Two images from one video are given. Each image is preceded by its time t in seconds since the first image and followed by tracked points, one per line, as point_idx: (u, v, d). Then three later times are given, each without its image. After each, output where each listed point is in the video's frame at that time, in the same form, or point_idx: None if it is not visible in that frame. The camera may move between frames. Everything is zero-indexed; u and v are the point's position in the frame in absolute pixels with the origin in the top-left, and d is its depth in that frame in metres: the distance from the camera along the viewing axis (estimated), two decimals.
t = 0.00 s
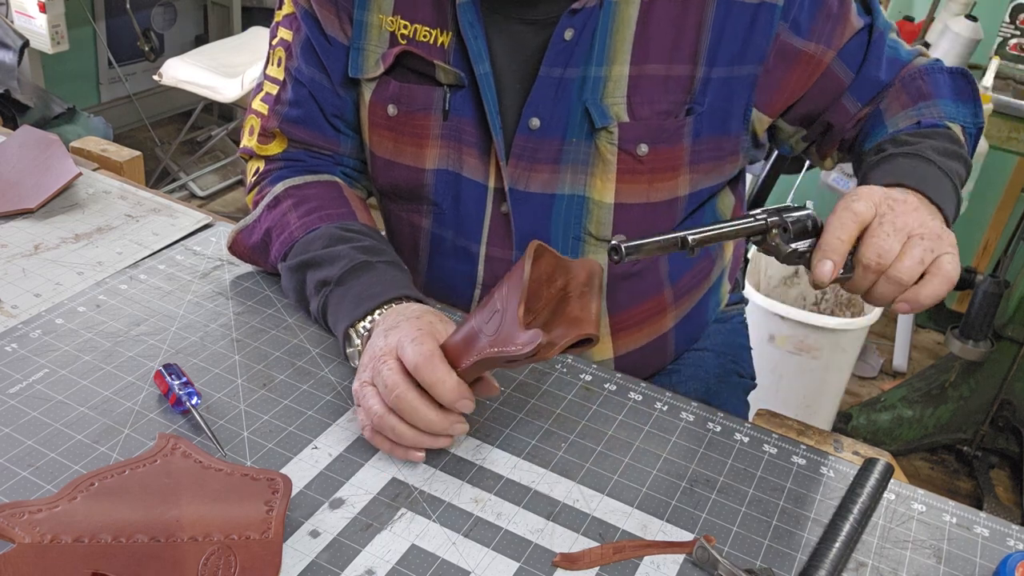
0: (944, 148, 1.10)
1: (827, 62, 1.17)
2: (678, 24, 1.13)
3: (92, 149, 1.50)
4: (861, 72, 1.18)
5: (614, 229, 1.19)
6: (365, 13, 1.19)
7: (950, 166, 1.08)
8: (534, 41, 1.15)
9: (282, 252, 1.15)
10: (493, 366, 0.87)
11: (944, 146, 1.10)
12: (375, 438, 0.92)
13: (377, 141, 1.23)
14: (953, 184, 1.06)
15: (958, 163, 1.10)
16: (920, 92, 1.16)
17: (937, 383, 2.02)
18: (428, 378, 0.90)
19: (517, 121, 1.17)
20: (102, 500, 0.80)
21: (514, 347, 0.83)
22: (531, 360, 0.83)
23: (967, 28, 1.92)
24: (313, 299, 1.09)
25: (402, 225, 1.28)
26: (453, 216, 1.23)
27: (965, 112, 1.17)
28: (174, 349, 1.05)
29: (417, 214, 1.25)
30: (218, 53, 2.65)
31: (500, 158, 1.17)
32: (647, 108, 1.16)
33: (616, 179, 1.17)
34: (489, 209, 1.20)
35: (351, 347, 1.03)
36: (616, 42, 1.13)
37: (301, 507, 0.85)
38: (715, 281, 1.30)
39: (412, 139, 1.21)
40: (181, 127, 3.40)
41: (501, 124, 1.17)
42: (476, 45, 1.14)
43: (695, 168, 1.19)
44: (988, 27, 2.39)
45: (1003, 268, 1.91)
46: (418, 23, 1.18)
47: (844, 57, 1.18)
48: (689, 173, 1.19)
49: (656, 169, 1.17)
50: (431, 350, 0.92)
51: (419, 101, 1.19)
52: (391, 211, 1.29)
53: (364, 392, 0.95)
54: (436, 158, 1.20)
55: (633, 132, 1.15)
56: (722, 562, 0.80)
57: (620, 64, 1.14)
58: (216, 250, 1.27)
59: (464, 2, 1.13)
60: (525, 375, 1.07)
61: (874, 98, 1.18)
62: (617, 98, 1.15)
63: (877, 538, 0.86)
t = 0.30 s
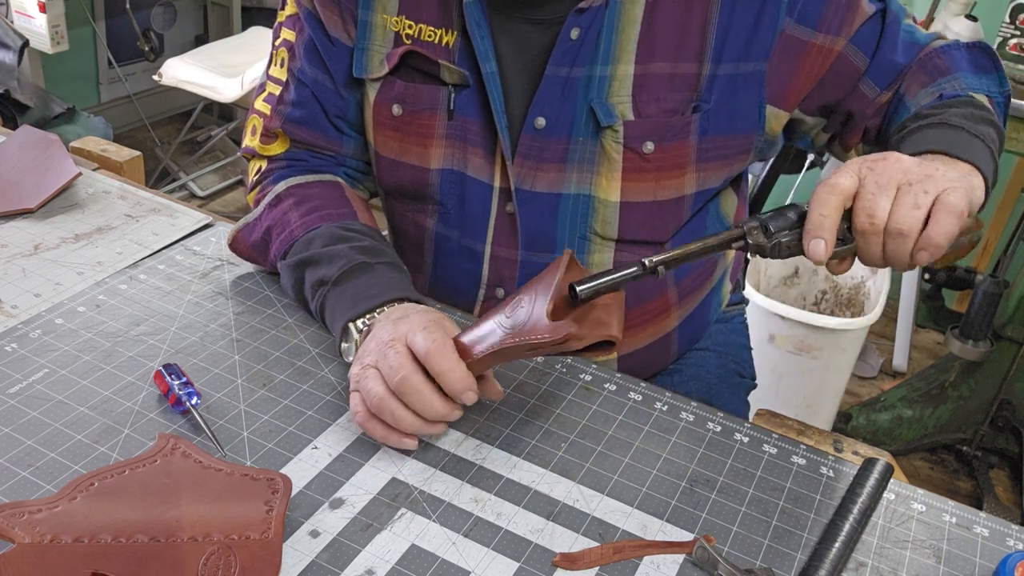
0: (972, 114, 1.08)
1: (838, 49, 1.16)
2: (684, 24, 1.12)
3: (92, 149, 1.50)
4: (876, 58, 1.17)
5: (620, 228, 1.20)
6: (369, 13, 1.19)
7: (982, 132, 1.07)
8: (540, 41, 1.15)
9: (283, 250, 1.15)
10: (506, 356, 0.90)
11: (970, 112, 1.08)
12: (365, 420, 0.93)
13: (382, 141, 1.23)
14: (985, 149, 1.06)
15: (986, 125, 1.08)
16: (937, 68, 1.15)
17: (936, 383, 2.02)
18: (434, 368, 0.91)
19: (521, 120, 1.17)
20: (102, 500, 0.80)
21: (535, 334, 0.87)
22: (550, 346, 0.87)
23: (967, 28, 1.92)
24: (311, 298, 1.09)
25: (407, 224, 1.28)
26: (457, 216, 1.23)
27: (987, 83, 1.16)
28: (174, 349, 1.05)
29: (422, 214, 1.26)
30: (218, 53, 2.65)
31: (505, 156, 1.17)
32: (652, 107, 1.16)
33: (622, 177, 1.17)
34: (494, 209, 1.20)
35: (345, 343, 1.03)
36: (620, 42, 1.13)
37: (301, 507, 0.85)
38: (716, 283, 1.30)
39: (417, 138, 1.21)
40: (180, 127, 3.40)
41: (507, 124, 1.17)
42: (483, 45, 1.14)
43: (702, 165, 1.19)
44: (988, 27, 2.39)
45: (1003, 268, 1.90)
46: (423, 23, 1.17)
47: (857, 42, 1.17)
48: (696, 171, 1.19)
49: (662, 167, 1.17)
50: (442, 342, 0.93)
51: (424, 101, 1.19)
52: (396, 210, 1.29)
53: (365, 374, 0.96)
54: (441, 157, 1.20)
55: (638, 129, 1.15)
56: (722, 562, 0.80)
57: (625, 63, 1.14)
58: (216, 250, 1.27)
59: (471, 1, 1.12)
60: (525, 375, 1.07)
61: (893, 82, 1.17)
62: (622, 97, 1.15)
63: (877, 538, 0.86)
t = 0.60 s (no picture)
0: (969, 110, 1.05)
1: (837, 43, 1.14)
2: (683, 24, 1.13)
3: (92, 149, 1.50)
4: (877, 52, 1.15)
5: (618, 228, 1.20)
6: (369, 13, 1.19)
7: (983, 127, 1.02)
8: (539, 41, 1.15)
9: (287, 247, 1.14)
10: (538, 354, 0.93)
11: (967, 110, 1.05)
12: (379, 406, 0.94)
13: (382, 140, 1.23)
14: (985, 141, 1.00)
15: (987, 120, 1.04)
16: (937, 67, 1.12)
17: (936, 384, 2.02)
18: (463, 361, 0.93)
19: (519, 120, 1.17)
20: (101, 500, 0.80)
21: (576, 333, 0.90)
22: (589, 347, 0.90)
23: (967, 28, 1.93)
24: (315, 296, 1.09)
25: (407, 224, 1.28)
26: (455, 216, 1.23)
27: (992, 79, 1.12)
28: (174, 349, 1.05)
29: (421, 214, 1.26)
30: (218, 53, 2.65)
31: (505, 156, 1.17)
32: (650, 106, 1.16)
33: (620, 177, 1.17)
34: (493, 209, 1.20)
35: (350, 336, 1.03)
36: (619, 41, 1.13)
37: (301, 507, 0.85)
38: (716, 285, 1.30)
39: (417, 138, 1.21)
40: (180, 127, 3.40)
41: (506, 124, 1.17)
42: (482, 45, 1.14)
43: (701, 164, 1.19)
44: (988, 27, 2.39)
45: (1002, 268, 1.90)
46: (422, 23, 1.18)
47: (857, 36, 1.15)
48: (695, 170, 1.19)
49: (661, 167, 1.18)
50: (471, 338, 0.94)
51: (424, 101, 1.19)
52: (396, 210, 1.29)
53: (386, 356, 0.96)
54: (440, 157, 1.20)
55: (636, 130, 1.15)
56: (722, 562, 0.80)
57: (623, 62, 1.14)
58: (216, 250, 1.27)
59: (470, 2, 1.12)
60: (526, 375, 1.07)
61: (894, 79, 1.15)
62: (620, 97, 1.15)
63: (877, 538, 0.86)
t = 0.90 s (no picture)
0: (918, 137, 0.98)
1: (814, 50, 1.10)
2: (681, 24, 1.12)
3: (92, 149, 1.50)
4: (855, 63, 1.10)
5: (613, 229, 1.19)
6: (365, 13, 1.19)
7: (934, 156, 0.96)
8: (535, 42, 1.15)
9: (288, 247, 1.14)
10: (540, 342, 0.91)
11: (921, 136, 0.99)
12: (389, 406, 0.94)
13: (377, 140, 1.23)
14: (928, 169, 0.94)
15: (938, 147, 0.98)
16: (909, 91, 1.05)
17: (936, 384, 2.02)
18: (472, 354, 0.92)
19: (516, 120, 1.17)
20: (101, 500, 0.80)
21: (578, 316, 0.88)
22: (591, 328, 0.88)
23: (967, 28, 1.93)
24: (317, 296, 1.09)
25: (404, 224, 1.28)
26: (453, 216, 1.23)
27: (964, 108, 1.04)
28: (174, 349, 1.05)
29: (417, 214, 1.26)
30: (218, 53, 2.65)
31: (499, 158, 1.17)
32: (645, 106, 1.16)
33: (614, 178, 1.17)
34: (487, 209, 1.20)
35: (354, 336, 1.02)
36: (614, 41, 1.13)
37: (301, 507, 0.85)
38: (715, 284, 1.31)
39: (411, 138, 1.21)
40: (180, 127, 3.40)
41: (501, 125, 1.17)
42: (476, 45, 1.14)
43: (694, 165, 1.18)
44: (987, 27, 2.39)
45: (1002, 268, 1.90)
46: (418, 23, 1.18)
47: (836, 45, 1.10)
48: (689, 171, 1.18)
49: (655, 168, 1.17)
50: (480, 331, 0.94)
51: (419, 100, 1.19)
52: (393, 211, 1.29)
53: (393, 354, 0.96)
54: (436, 157, 1.20)
55: (630, 131, 1.15)
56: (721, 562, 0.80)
57: (617, 62, 1.14)
58: (216, 250, 1.27)
59: (465, 2, 1.13)
60: (525, 375, 1.07)
61: (869, 94, 1.10)
62: (614, 97, 1.15)
63: (877, 538, 0.86)
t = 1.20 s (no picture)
0: (923, 134, 0.98)
1: (809, 49, 1.09)
2: (678, 24, 1.12)
3: (92, 149, 1.50)
4: (851, 64, 1.09)
5: (610, 230, 1.19)
6: (362, 13, 1.19)
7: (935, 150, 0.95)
8: (531, 42, 1.15)
9: (287, 248, 1.14)
10: (518, 336, 0.90)
11: (925, 133, 0.98)
12: (368, 401, 0.95)
13: (374, 140, 1.24)
14: (933, 166, 0.94)
15: (943, 145, 0.97)
16: (909, 91, 1.04)
17: (937, 383, 2.02)
18: (450, 349, 0.93)
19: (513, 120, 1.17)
20: (101, 500, 0.80)
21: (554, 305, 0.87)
22: (564, 319, 0.86)
23: (967, 28, 1.92)
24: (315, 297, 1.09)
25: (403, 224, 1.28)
26: (451, 217, 1.23)
27: (966, 109, 1.03)
28: (174, 349, 1.05)
29: (415, 214, 1.25)
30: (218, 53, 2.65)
31: (495, 158, 1.17)
32: (641, 106, 1.16)
33: (610, 179, 1.17)
34: (484, 209, 1.20)
35: (349, 339, 1.03)
36: (609, 42, 1.13)
37: (301, 507, 0.85)
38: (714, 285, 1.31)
39: (407, 138, 1.21)
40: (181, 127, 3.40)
41: (497, 125, 1.17)
42: (472, 45, 1.14)
43: (690, 165, 1.18)
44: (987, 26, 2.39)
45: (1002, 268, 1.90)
46: (415, 23, 1.18)
47: (832, 46, 1.09)
48: (685, 170, 1.18)
49: (651, 168, 1.17)
50: (459, 327, 0.94)
51: (415, 100, 1.19)
52: (391, 211, 1.29)
53: (374, 351, 0.97)
54: (432, 158, 1.21)
55: (626, 131, 1.15)
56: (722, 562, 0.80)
57: (612, 63, 1.14)
58: (216, 250, 1.27)
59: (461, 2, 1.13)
60: (525, 375, 1.07)
61: (863, 96, 1.09)
62: (610, 97, 1.15)
63: (877, 538, 0.86)
